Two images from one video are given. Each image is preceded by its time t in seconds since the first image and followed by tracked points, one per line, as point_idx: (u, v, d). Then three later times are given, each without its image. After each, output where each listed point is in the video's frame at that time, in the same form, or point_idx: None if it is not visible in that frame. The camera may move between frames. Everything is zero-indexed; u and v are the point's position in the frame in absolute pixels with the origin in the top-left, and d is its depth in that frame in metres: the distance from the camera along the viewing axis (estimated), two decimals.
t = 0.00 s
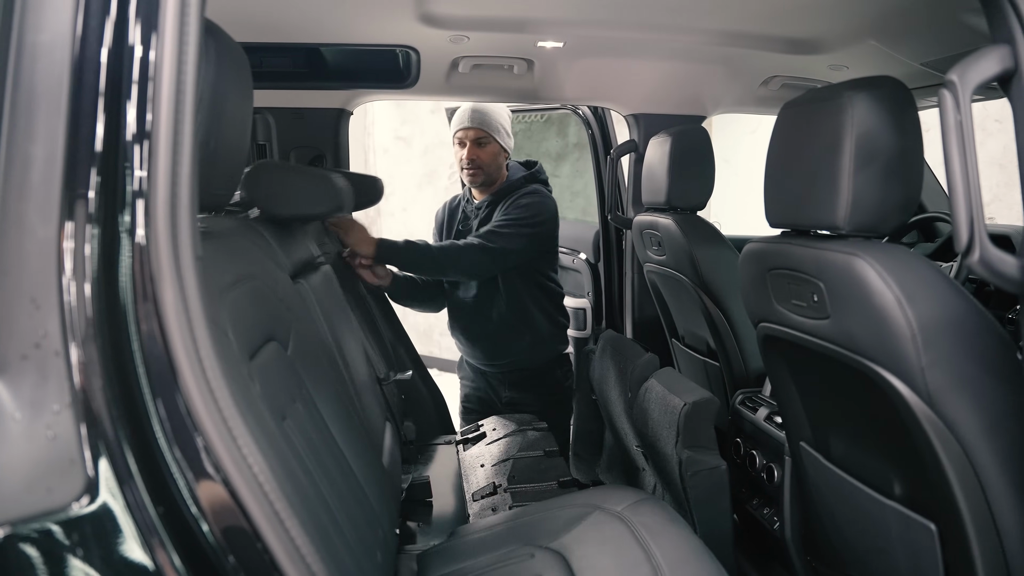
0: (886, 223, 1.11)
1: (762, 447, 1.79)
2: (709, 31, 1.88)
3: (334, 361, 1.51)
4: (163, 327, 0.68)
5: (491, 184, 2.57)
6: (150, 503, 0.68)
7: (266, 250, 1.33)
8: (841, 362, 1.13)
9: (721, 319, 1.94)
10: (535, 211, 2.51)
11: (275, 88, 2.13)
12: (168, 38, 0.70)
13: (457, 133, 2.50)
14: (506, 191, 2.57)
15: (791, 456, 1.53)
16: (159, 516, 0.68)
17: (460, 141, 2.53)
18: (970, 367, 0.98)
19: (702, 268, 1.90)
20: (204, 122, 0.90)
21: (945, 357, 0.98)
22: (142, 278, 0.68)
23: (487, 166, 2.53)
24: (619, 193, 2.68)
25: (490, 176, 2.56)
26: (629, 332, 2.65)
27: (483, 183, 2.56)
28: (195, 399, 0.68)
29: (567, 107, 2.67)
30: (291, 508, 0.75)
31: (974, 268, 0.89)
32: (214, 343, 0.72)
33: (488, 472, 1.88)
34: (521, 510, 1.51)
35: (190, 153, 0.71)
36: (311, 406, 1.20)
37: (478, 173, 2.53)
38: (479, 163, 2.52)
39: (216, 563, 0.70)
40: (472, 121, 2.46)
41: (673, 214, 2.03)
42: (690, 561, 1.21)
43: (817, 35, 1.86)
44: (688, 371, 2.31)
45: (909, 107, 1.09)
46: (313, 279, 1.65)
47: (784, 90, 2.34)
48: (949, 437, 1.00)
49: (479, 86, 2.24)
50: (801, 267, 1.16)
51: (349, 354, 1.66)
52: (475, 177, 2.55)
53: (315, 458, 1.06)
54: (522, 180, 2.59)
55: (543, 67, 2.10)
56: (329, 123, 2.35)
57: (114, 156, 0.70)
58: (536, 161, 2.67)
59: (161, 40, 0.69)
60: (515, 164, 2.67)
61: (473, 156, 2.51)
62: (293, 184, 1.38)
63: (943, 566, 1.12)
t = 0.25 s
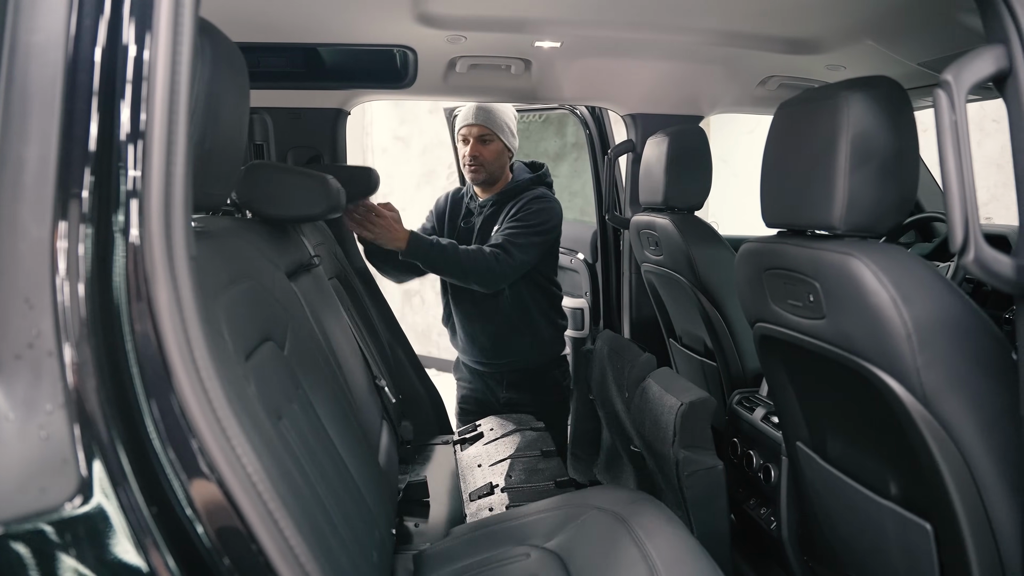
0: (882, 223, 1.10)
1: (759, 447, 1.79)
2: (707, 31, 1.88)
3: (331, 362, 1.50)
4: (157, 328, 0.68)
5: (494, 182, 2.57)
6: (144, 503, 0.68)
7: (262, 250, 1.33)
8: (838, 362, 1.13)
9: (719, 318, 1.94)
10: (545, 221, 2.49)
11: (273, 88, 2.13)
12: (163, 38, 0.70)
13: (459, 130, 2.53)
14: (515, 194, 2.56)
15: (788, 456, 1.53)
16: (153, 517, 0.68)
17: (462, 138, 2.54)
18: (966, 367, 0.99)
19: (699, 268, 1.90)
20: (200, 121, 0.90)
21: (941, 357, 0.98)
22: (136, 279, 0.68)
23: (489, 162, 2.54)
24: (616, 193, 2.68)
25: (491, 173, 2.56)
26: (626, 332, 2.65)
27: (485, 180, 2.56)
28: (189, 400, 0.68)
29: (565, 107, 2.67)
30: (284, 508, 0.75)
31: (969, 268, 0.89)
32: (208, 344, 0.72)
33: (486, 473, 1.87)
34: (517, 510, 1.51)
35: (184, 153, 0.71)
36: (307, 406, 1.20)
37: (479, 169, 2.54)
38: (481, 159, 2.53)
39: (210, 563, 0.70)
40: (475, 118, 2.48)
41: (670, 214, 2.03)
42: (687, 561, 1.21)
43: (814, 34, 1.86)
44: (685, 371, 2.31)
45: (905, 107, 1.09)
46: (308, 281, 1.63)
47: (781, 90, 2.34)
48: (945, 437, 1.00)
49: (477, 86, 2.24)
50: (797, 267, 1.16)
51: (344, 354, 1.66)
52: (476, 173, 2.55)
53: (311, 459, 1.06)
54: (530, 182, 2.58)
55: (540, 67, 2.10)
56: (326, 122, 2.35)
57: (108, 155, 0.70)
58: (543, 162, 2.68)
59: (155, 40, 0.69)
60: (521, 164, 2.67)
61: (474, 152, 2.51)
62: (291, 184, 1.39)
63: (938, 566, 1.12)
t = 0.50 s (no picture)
0: (875, 222, 1.10)
1: (755, 447, 1.79)
2: (702, 31, 1.88)
3: (325, 362, 1.50)
4: (146, 328, 0.68)
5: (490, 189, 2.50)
6: (133, 503, 0.68)
7: (255, 250, 1.33)
8: (831, 362, 1.13)
9: (714, 318, 1.94)
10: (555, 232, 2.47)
11: (269, 88, 2.13)
12: (152, 38, 0.69)
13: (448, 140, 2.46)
14: (523, 204, 2.50)
15: (783, 456, 1.53)
16: (142, 517, 0.68)
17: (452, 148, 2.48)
18: (959, 367, 0.99)
19: (694, 268, 1.90)
20: (192, 121, 0.89)
21: (934, 357, 0.98)
22: (126, 279, 0.68)
23: (483, 169, 2.47)
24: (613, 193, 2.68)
25: (487, 181, 2.50)
26: (623, 332, 2.64)
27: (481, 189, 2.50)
28: (179, 401, 0.68)
29: (561, 107, 2.67)
30: (274, 509, 0.75)
31: (960, 267, 0.89)
32: (198, 344, 0.72)
33: (482, 473, 1.87)
34: (512, 511, 1.51)
35: (174, 152, 0.71)
36: (301, 406, 1.20)
37: (474, 178, 2.47)
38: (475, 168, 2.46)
39: (199, 564, 0.70)
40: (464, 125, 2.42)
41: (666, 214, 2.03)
42: (680, 561, 1.21)
43: (809, 34, 1.86)
44: (681, 371, 2.31)
45: (898, 106, 1.09)
46: (301, 278, 1.62)
47: (777, 90, 2.34)
48: (937, 437, 1.00)
49: (473, 86, 2.24)
50: (791, 267, 1.16)
51: (340, 355, 1.66)
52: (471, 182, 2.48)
53: (304, 460, 1.06)
54: (538, 190, 2.53)
55: (536, 67, 2.10)
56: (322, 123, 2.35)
57: (97, 155, 0.70)
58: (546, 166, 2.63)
59: (145, 40, 0.69)
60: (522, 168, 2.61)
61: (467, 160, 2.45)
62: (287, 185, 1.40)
63: (931, 566, 1.12)
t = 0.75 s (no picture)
0: (869, 222, 1.11)
1: (751, 447, 1.79)
2: (698, 31, 1.88)
3: (321, 362, 1.50)
4: (137, 328, 0.67)
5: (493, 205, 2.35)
6: (123, 503, 0.68)
7: (250, 250, 1.33)
8: (825, 361, 1.13)
9: (712, 319, 1.94)
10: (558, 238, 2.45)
11: (265, 88, 2.13)
12: (144, 36, 0.69)
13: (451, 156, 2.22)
14: (525, 211, 2.42)
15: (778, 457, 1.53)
16: (133, 516, 0.68)
17: (454, 165, 2.25)
18: (953, 367, 0.99)
19: (690, 267, 1.90)
20: (185, 120, 0.89)
21: (927, 358, 0.98)
22: (117, 279, 0.67)
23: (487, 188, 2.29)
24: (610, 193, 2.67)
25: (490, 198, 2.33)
26: (619, 332, 2.64)
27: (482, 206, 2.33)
28: (170, 401, 0.68)
29: (559, 107, 2.68)
30: (265, 508, 0.75)
31: (953, 268, 0.89)
32: (190, 345, 0.71)
33: (478, 473, 1.86)
34: (507, 510, 1.51)
35: (165, 152, 0.70)
36: (295, 405, 1.19)
37: (478, 198, 2.29)
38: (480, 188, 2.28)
39: (190, 562, 0.70)
40: (474, 144, 2.19)
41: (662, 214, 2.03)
42: (674, 562, 1.21)
43: (805, 34, 1.86)
44: (678, 371, 2.31)
45: (892, 106, 1.09)
46: (297, 278, 1.62)
47: (774, 90, 2.34)
48: (930, 437, 1.00)
49: (470, 86, 2.24)
50: (785, 267, 1.16)
51: (336, 355, 1.65)
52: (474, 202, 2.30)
53: (298, 460, 1.06)
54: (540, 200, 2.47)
55: (533, 66, 2.10)
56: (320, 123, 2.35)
57: (88, 154, 0.70)
58: (543, 174, 2.55)
59: (136, 39, 0.69)
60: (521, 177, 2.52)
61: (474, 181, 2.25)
62: (283, 185, 1.39)
63: (926, 566, 1.12)
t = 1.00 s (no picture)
0: (863, 222, 1.11)
1: (747, 447, 1.79)
2: (694, 31, 1.88)
3: (316, 362, 1.50)
4: (130, 328, 0.67)
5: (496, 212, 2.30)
6: (115, 502, 0.68)
7: (246, 249, 1.33)
8: (819, 361, 1.13)
9: (708, 319, 1.94)
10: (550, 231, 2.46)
11: (261, 88, 2.13)
12: (136, 36, 0.69)
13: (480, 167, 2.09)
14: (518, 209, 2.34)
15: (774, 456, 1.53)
16: (124, 515, 0.68)
17: (480, 175, 2.11)
18: (946, 367, 0.99)
19: (686, 267, 1.90)
20: (179, 120, 0.89)
21: (921, 357, 0.99)
22: (109, 278, 0.67)
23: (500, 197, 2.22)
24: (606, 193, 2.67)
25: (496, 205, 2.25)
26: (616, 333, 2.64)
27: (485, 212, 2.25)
28: (163, 401, 0.68)
29: (555, 107, 2.68)
30: (258, 507, 0.75)
31: (946, 268, 0.89)
32: (183, 345, 0.71)
33: (474, 472, 1.86)
34: (502, 510, 1.51)
35: (158, 152, 0.70)
36: (290, 405, 1.19)
37: (490, 207, 2.21)
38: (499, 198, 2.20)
39: (183, 561, 0.70)
40: (507, 158, 2.11)
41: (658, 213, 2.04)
42: (669, 561, 1.21)
43: (801, 34, 1.86)
44: (675, 370, 2.31)
45: (886, 106, 1.09)
46: (293, 277, 1.62)
47: (770, 90, 2.35)
48: (923, 436, 1.00)
49: (466, 85, 2.24)
50: (780, 267, 1.16)
51: (332, 355, 1.65)
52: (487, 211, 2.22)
53: (293, 460, 1.06)
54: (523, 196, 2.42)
55: (529, 66, 2.10)
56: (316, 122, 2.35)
57: (81, 154, 0.70)
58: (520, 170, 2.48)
59: (129, 39, 0.69)
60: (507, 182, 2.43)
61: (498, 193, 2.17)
62: (273, 182, 1.39)
63: (919, 565, 1.12)
